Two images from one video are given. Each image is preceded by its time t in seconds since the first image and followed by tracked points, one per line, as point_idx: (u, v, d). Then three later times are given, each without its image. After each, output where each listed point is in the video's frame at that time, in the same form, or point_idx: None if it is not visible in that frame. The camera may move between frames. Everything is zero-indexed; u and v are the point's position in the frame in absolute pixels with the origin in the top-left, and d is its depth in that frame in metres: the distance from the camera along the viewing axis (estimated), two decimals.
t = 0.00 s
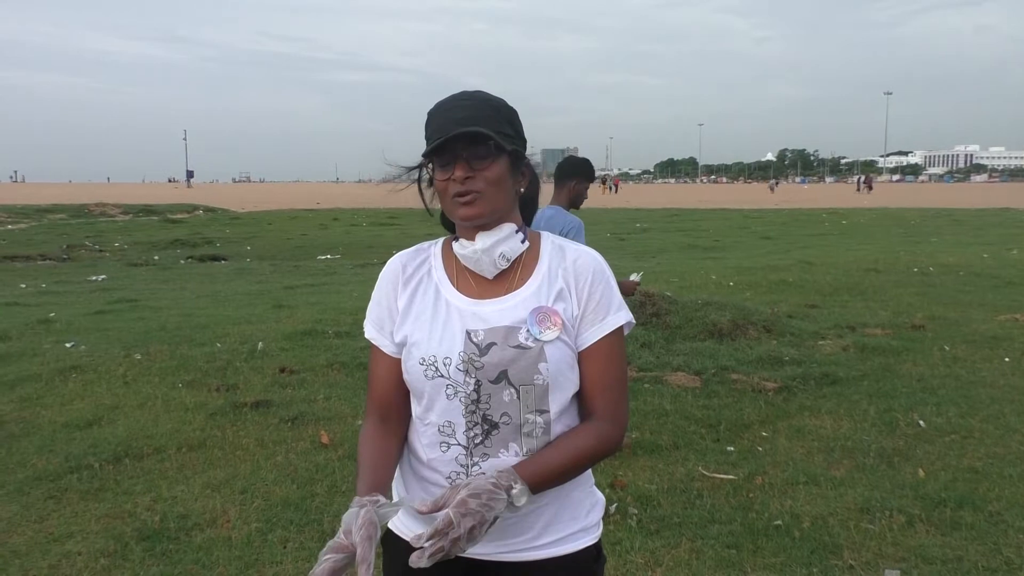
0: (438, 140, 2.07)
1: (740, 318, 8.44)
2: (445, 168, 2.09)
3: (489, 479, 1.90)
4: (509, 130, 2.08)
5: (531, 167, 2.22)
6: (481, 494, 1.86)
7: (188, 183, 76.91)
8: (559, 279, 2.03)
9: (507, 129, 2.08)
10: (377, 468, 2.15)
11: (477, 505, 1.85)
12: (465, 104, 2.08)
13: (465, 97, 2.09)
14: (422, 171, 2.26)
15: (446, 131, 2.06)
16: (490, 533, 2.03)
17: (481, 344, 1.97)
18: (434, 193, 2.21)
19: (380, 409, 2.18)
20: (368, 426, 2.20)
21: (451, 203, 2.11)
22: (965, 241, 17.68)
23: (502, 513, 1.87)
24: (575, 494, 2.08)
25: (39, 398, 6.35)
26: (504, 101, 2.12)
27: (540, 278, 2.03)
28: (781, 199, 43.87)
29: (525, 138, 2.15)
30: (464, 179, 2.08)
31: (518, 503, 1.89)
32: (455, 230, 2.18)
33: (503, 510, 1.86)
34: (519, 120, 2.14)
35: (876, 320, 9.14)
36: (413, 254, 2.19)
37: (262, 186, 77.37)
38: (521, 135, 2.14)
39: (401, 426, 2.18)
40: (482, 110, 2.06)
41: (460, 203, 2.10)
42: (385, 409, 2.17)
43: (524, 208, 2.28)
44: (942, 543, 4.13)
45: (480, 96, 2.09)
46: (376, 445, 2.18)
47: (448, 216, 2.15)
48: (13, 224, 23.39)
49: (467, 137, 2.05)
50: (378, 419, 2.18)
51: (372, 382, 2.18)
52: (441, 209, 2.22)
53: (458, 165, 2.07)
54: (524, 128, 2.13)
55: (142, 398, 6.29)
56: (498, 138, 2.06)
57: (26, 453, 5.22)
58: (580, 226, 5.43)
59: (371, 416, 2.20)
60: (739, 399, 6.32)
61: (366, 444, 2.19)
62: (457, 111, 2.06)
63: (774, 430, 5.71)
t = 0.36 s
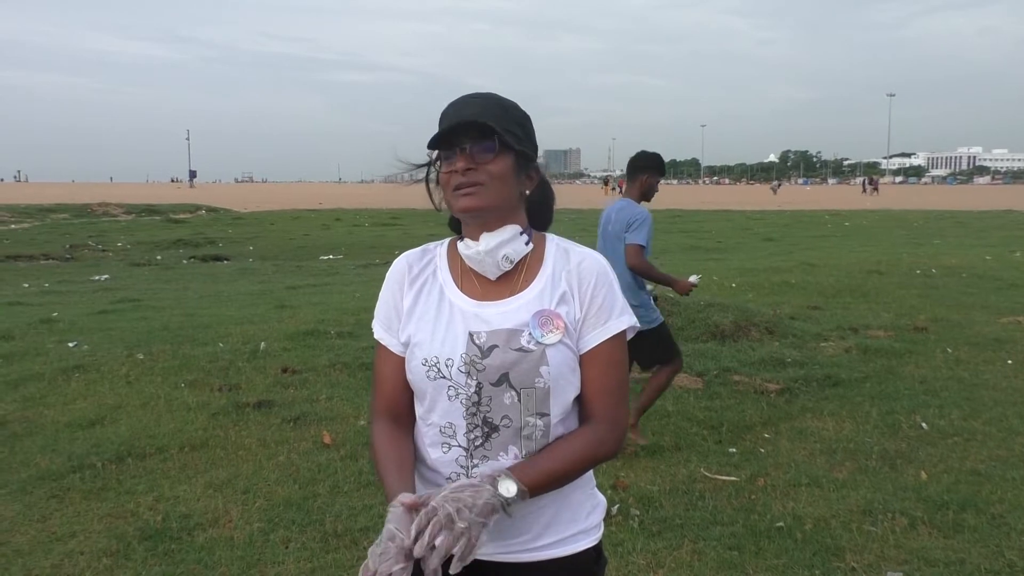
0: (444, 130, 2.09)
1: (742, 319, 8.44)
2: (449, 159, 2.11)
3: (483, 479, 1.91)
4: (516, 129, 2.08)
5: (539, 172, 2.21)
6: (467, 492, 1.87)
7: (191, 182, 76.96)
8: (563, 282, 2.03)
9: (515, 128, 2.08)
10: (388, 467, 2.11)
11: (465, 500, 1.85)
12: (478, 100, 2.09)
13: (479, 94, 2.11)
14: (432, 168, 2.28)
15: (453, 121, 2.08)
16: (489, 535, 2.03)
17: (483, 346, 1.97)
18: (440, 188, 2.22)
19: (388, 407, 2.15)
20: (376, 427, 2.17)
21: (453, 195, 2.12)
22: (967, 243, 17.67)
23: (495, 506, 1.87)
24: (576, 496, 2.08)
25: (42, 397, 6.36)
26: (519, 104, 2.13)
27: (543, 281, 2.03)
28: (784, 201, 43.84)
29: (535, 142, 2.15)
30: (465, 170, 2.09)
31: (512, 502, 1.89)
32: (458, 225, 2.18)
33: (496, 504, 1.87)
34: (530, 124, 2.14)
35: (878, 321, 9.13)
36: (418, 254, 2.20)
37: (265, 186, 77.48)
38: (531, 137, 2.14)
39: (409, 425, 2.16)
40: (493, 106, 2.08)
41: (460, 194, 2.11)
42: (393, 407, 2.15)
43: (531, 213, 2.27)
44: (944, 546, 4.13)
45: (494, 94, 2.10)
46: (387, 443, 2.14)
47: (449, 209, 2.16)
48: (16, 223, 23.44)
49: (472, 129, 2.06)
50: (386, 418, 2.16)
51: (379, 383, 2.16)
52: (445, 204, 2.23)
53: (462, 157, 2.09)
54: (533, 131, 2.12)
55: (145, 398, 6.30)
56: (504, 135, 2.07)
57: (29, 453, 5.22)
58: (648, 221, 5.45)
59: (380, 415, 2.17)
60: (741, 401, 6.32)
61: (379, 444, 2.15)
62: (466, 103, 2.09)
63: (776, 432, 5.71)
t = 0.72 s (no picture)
0: (443, 133, 2.10)
1: (745, 321, 8.44)
2: (448, 162, 2.12)
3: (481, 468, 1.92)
4: (514, 131, 2.07)
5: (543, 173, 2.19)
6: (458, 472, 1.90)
7: (193, 184, 77.04)
8: (567, 281, 2.03)
9: (513, 129, 2.07)
10: (395, 468, 2.10)
11: (457, 483, 1.88)
12: (478, 102, 2.10)
13: (480, 96, 2.12)
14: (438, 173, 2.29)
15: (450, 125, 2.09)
16: (491, 533, 2.03)
17: (488, 344, 1.97)
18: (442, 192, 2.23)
19: (392, 408, 2.14)
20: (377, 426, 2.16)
21: (452, 197, 2.13)
22: (969, 244, 17.67)
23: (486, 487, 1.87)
24: (579, 496, 2.08)
25: (45, 398, 6.37)
26: (521, 105, 2.12)
27: (548, 280, 2.03)
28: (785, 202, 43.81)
29: (536, 143, 2.13)
30: (462, 173, 2.09)
31: (506, 490, 1.89)
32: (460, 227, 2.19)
33: (491, 493, 1.87)
34: (531, 125, 2.13)
35: (881, 322, 9.12)
36: (423, 252, 2.20)
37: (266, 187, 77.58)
38: (532, 138, 2.12)
39: (411, 423, 2.16)
40: (492, 108, 2.08)
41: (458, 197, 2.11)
42: (398, 406, 2.14)
43: (538, 214, 2.26)
44: (946, 546, 4.12)
45: (494, 97, 2.10)
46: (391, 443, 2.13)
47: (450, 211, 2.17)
48: (19, 224, 23.52)
49: (469, 132, 2.06)
50: (389, 418, 2.15)
51: (382, 382, 2.15)
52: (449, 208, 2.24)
53: (459, 159, 2.09)
54: (533, 131, 2.11)
55: (147, 399, 6.31)
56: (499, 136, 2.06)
57: (32, 453, 5.24)
58: (732, 235, 5.31)
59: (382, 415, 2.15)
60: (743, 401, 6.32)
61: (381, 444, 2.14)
62: (464, 107, 2.09)
63: (778, 433, 5.71)
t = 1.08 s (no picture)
0: (455, 144, 2.07)
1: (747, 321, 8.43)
2: (461, 172, 2.10)
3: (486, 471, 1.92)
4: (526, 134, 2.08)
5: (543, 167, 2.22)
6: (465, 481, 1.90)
7: (195, 184, 77.10)
8: (570, 280, 2.03)
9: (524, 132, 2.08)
10: (397, 467, 2.09)
11: (463, 491, 1.88)
12: (481, 105, 2.07)
13: (481, 97, 2.09)
14: (436, 173, 2.26)
15: (461, 136, 2.06)
16: (492, 532, 2.03)
17: (490, 343, 1.98)
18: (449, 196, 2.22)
19: (395, 407, 2.14)
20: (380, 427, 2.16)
21: (468, 206, 2.12)
22: (971, 244, 17.65)
23: (489, 494, 1.88)
24: (581, 496, 2.07)
25: (48, 398, 6.38)
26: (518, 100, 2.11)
27: (550, 279, 2.03)
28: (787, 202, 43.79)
29: (537, 139, 2.15)
30: (480, 183, 2.09)
31: (512, 497, 1.89)
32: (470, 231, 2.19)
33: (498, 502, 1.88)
34: (530, 121, 2.13)
35: (884, 322, 9.11)
36: (427, 250, 2.20)
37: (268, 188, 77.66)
38: (534, 136, 2.13)
39: (414, 422, 2.16)
40: (500, 112, 2.06)
41: (476, 207, 2.11)
42: (403, 405, 2.14)
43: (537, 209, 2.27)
44: (950, 547, 4.12)
45: (496, 98, 2.08)
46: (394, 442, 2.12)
47: (463, 218, 2.17)
48: (21, 225, 23.54)
49: (485, 142, 2.05)
50: (392, 418, 2.15)
51: (384, 379, 2.15)
52: (456, 211, 2.23)
53: (475, 170, 2.08)
54: (536, 129, 2.12)
55: (150, 399, 6.32)
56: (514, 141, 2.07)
57: (35, 453, 5.25)
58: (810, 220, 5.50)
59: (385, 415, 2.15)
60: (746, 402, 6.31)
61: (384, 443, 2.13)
62: (471, 116, 2.06)
63: (781, 433, 5.70)
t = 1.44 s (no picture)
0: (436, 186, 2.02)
1: (751, 322, 8.41)
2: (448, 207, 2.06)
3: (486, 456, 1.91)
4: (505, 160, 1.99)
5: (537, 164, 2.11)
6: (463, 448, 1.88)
7: (199, 185, 77.19)
8: (575, 279, 2.04)
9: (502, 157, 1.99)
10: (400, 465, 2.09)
11: (462, 453, 1.87)
12: (454, 137, 2.00)
13: (456, 125, 2.01)
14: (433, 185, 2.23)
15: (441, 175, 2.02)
16: (497, 530, 2.03)
17: (497, 341, 1.98)
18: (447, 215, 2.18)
19: (395, 405, 2.14)
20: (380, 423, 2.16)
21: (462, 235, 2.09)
22: (975, 245, 17.63)
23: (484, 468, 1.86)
24: (585, 494, 2.07)
25: (52, 398, 6.39)
26: (494, 114, 2.00)
27: (556, 279, 2.03)
28: (790, 203, 43.74)
29: (524, 146, 2.04)
30: (468, 217, 2.04)
31: (509, 479, 1.87)
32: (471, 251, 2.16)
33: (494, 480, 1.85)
34: (513, 129, 2.02)
35: (887, 324, 9.09)
36: (433, 252, 2.21)
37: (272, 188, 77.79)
38: (518, 147, 2.03)
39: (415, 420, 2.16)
40: (475, 143, 1.99)
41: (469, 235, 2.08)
42: (403, 405, 2.14)
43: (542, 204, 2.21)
44: (954, 549, 4.11)
45: (468, 124, 1.99)
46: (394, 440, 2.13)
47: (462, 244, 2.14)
48: (25, 225, 23.56)
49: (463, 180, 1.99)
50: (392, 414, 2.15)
51: (385, 378, 2.15)
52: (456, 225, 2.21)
53: (460, 205, 2.03)
54: (519, 140, 2.02)
55: (153, 399, 6.32)
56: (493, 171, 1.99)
57: (39, 453, 5.25)
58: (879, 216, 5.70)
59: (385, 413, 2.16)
60: (749, 403, 6.30)
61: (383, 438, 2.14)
62: (448, 152, 2.00)
63: (784, 434, 5.69)
